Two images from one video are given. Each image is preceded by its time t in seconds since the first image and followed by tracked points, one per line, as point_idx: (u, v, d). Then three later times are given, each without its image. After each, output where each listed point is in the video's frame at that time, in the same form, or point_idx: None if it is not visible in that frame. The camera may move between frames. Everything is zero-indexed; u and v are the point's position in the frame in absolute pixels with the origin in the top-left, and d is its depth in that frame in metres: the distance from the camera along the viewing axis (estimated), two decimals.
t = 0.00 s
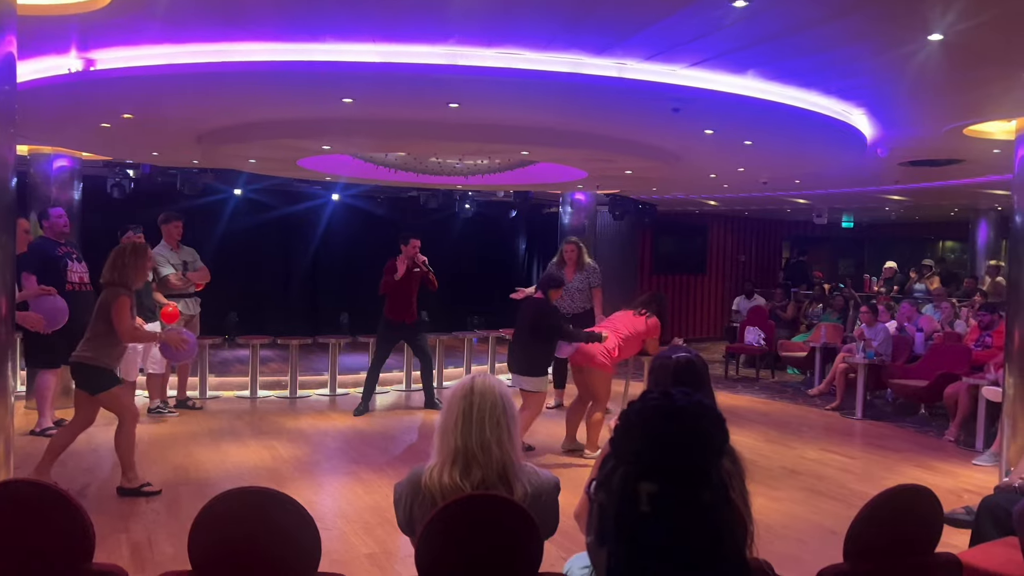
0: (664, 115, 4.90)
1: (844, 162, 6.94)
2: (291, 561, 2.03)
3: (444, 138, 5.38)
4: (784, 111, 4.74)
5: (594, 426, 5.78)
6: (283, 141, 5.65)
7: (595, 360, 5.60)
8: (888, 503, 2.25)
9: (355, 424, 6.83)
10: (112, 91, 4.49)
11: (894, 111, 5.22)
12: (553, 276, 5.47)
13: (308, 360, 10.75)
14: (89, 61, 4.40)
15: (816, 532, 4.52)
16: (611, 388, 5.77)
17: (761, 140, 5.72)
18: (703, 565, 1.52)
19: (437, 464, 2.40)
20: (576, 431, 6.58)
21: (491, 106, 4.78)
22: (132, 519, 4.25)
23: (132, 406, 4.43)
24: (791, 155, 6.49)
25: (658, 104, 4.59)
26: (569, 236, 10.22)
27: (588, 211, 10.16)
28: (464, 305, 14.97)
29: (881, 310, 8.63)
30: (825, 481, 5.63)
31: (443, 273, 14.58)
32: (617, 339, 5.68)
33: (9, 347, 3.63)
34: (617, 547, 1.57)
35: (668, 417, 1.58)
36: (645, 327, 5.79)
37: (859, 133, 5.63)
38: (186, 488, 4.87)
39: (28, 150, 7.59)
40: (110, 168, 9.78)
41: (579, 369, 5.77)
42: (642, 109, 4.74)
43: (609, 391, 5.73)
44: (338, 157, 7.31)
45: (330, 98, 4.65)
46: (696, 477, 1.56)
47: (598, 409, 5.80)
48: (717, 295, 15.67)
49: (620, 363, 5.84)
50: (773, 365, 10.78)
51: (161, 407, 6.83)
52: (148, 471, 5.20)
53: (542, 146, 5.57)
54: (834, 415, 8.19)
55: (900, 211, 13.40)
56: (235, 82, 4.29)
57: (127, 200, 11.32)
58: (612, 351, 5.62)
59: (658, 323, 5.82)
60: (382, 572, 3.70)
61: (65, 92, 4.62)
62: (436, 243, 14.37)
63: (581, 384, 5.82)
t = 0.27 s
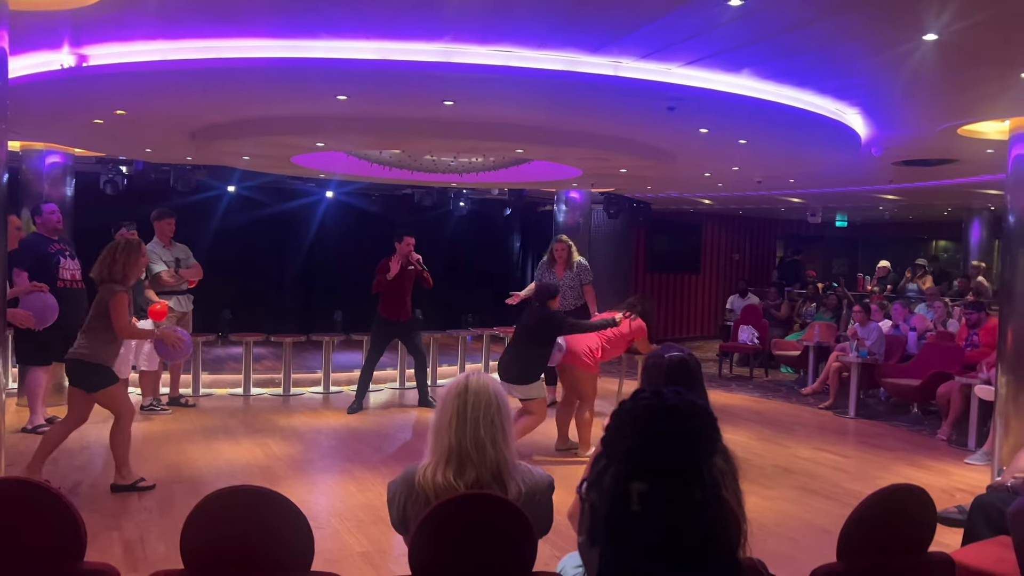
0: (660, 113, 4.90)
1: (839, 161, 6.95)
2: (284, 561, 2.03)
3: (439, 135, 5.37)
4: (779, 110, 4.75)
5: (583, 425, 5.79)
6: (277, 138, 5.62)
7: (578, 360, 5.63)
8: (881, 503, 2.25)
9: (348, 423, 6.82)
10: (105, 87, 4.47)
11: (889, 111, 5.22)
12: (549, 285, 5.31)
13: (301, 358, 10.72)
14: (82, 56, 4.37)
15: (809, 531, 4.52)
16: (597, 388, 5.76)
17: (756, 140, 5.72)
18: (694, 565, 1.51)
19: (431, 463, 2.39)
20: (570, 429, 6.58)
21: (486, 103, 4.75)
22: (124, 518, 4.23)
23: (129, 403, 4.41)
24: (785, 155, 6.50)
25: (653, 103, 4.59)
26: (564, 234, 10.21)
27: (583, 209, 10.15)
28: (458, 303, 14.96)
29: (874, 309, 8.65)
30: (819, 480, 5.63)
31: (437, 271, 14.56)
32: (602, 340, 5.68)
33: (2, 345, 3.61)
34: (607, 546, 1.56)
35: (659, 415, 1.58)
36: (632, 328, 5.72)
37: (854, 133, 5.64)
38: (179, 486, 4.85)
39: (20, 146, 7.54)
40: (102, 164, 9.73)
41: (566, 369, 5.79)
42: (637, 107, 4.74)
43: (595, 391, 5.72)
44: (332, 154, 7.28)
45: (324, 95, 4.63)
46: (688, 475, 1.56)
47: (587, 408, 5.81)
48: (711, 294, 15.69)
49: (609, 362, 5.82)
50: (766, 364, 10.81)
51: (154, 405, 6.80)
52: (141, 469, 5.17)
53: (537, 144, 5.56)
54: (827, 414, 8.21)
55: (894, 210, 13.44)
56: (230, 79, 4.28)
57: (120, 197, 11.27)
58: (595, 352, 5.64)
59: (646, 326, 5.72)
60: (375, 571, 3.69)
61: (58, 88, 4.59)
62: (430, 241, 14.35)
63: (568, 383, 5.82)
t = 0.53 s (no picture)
0: (656, 110, 4.90)
1: (833, 159, 6.96)
2: (280, 557, 2.02)
3: (435, 131, 5.36)
4: (774, 107, 4.76)
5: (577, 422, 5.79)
6: (272, 133, 5.60)
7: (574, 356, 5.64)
8: (877, 499, 2.25)
9: (342, 419, 6.80)
10: (99, 81, 4.44)
11: (884, 109, 5.24)
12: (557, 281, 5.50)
13: (295, 354, 10.69)
14: (76, 50, 4.34)
15: (804, 527, 4.54)
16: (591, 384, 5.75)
17: (751, 137, 5.74)
18: (693, 557, 1.51)
19: (428, 457, 2.38)
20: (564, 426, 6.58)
21: (482, 99, 4.74)
22: (117, 514, 4.21)
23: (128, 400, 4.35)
24: (780, 152, 6.52)
25: (649, 99, 4.60)
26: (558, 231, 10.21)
27: (578, 206, 10.15)
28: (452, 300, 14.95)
29: (867, 307, 8.69)
30: (812, 476, 5.65)
31: (431, 268, 14.54)
32: (598, 336, 5.68)
33: None
34: (608, 537, 1.57)
35: (657, 407, 1.57)
36: (627, 326, 5.74)
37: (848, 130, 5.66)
38: (172, 482, 4.83)
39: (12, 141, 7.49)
40: (95, 160, 9.67)
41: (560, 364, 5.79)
42: (633, 104, 4.74)
43: (588, 386, 5.72)
44: (326, 150, 7.26)
45: (319, 90, 4.62)
46: (687, 467, 1.55)
47: (581, 405, 5.79)
48: (705, 291, 15.72)
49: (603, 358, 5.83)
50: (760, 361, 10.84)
51: (147, 401, 6.77)
52: (134, 465, 5.15)
53: (532, 140, 5.55)
54: (821, 411, 8.23)
55: (887, 209, 13.50)
56: (225, 74, 4.27)
57: (113, 193, 11.21)
58: (591, 347, 5.63)
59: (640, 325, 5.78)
60: (370, 567, 3.68)
61: (51, 82, 4.56)
62: (424, 238, 14.34)
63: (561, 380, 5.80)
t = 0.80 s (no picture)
0: (649, 108, 4.90)
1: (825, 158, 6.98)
2: (272, 556, 2.01)
3: (428, 129, 5.34)
4: (767, 106, 4.77)
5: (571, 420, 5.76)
6: (264, 131, 5.58)
7: (571, 355, 5.63)
8: (869, 495, 2.26)
9: (335, 418, 6.78)
10: (90, 77, 4.42)
11: (877, 107, 5.25)
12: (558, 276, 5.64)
13: (287, 352, 10.66)
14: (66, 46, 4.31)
15: (796, 525, 4.54)
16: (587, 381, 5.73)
17: (744, 135, 5.75)
18: (684, 554, 1.51)
19: (420, 455, 2.38)
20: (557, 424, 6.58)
21: (476, 96, 4.73)
22: (108, 513, 4.19)
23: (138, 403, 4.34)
24: (772, 151, 6.52)
25: (642, 97, 4.60)
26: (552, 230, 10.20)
27: (571, 205, 10.15)
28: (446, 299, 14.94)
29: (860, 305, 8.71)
30: (805, 475, 5.66)
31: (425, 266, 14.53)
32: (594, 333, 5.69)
33: None
34: (598, 534, 1.57)
35: (647, 404, 1.56)
36: (622, 323, 5.78)
37: (841, 130, 5.67)
38: (164, 481, 4.80)
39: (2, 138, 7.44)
40: (86, 157, 9.62)
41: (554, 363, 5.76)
42: (626, 102, 4.74)
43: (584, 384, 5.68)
44: (319, 147, 7.23)
45: (312, 87, 4.60)
46: (678, 464, 1.55)
47: (576, 404, 5.76)
48: (698, 289, 15.74)
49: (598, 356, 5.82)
50: (753, 360, 10.85)
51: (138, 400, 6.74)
52: (125, 464, 5.12)
53: (526, 138, 5.54)
54: (813, 409, 8.25)
55: (880, 208, 13.54)
56: (217, 71, 4.25)
57: (104, 190, 11.15)
58: (588, 345, 5.62)
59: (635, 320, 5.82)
60: (362, 566, 3.67)
61: (42, 78, 4.53)
62: (417, 237, 14.32)
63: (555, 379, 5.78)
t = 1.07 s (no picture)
0: (642, 108, 4.91)
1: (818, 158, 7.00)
2: (262, 557, 2.00)
3: (421, 127, 5.34)
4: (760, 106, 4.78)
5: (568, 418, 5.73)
6: (256, 129, 5.57)
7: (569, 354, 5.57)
8: (858, 494, 2.26)
9: (328, 417, 6.77)
10: (82, 75, 4.40)
11: (869, 108, 5.27)
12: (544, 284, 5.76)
13: (280, 352, 10.64)
14: (57, 45, 4.29)
15: (788, 524, 4.56)
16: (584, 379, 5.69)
17: (737, 135, 5.76)
18: (672, 553, 1.51)
19: (412, 454, 2.38)
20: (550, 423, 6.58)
21: (469, 95, 4.72)
22: (99, 513, 4.17)
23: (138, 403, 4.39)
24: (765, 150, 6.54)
25: (635, 97, 4.61)
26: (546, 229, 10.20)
27: (565, 204, 10.15)
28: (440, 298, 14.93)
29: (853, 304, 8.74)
30: (797, 474, 5.68)
31: (418, 265, 14.52)
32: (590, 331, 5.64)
33: None
34: (586, 534, 1.57)
35: (633, 402, 1.56)
36: (617, 317, 5.75)
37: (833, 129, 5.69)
38: (155, 480, 4.79)
39: None
40: (78, 155, 9.57)
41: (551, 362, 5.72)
42: (619, 101, 4.75)
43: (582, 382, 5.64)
44: (311, 146, 7.21)
45: (304, 86, 4.60)
46: (664, 462, 1.55)
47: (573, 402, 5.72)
48: (692, 289, 15.78)
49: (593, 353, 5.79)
50: (746, 358, 10.88)
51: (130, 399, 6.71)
52: (117, 463, 5.11)
53: (519, 137, 5.54)
54: (806, 408, 8.27)
55: (873, 207, 13.60)
56: (209, 70, 4.25)
57: (96, 189, 11.11)
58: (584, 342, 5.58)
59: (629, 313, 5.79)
60: (354, 565, 3.67)
61: (33, 76, 4.51)
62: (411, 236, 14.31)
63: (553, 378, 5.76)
